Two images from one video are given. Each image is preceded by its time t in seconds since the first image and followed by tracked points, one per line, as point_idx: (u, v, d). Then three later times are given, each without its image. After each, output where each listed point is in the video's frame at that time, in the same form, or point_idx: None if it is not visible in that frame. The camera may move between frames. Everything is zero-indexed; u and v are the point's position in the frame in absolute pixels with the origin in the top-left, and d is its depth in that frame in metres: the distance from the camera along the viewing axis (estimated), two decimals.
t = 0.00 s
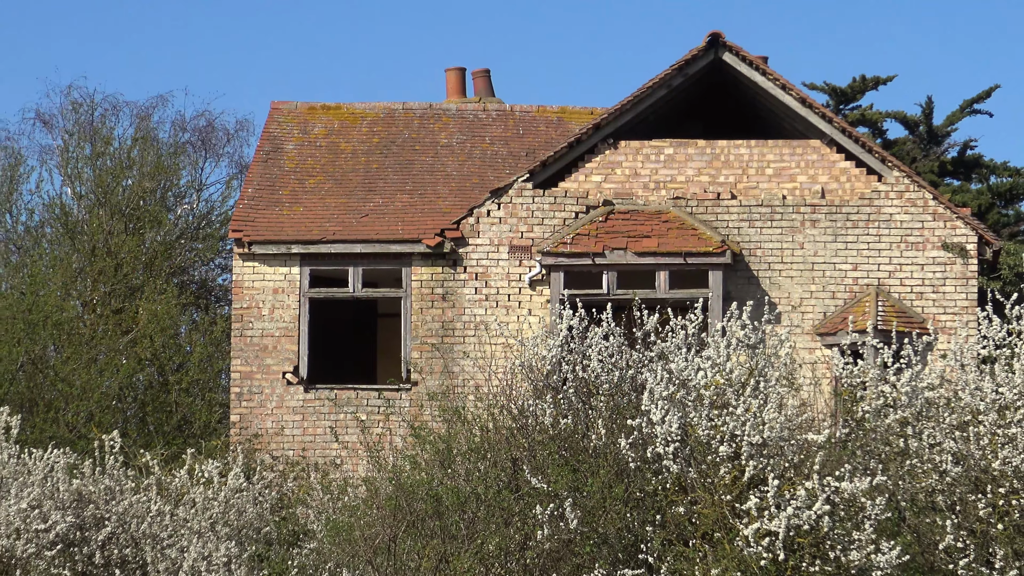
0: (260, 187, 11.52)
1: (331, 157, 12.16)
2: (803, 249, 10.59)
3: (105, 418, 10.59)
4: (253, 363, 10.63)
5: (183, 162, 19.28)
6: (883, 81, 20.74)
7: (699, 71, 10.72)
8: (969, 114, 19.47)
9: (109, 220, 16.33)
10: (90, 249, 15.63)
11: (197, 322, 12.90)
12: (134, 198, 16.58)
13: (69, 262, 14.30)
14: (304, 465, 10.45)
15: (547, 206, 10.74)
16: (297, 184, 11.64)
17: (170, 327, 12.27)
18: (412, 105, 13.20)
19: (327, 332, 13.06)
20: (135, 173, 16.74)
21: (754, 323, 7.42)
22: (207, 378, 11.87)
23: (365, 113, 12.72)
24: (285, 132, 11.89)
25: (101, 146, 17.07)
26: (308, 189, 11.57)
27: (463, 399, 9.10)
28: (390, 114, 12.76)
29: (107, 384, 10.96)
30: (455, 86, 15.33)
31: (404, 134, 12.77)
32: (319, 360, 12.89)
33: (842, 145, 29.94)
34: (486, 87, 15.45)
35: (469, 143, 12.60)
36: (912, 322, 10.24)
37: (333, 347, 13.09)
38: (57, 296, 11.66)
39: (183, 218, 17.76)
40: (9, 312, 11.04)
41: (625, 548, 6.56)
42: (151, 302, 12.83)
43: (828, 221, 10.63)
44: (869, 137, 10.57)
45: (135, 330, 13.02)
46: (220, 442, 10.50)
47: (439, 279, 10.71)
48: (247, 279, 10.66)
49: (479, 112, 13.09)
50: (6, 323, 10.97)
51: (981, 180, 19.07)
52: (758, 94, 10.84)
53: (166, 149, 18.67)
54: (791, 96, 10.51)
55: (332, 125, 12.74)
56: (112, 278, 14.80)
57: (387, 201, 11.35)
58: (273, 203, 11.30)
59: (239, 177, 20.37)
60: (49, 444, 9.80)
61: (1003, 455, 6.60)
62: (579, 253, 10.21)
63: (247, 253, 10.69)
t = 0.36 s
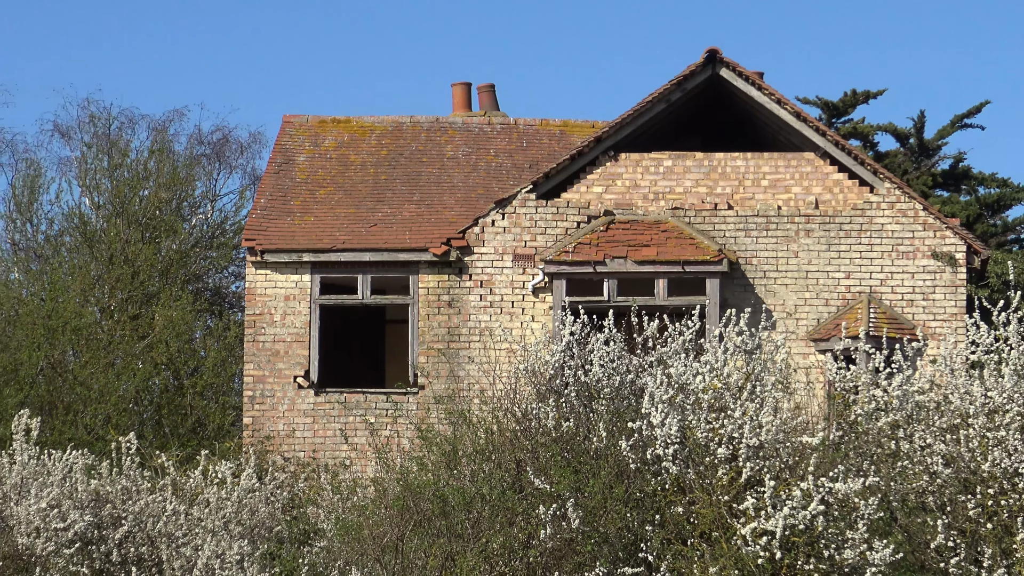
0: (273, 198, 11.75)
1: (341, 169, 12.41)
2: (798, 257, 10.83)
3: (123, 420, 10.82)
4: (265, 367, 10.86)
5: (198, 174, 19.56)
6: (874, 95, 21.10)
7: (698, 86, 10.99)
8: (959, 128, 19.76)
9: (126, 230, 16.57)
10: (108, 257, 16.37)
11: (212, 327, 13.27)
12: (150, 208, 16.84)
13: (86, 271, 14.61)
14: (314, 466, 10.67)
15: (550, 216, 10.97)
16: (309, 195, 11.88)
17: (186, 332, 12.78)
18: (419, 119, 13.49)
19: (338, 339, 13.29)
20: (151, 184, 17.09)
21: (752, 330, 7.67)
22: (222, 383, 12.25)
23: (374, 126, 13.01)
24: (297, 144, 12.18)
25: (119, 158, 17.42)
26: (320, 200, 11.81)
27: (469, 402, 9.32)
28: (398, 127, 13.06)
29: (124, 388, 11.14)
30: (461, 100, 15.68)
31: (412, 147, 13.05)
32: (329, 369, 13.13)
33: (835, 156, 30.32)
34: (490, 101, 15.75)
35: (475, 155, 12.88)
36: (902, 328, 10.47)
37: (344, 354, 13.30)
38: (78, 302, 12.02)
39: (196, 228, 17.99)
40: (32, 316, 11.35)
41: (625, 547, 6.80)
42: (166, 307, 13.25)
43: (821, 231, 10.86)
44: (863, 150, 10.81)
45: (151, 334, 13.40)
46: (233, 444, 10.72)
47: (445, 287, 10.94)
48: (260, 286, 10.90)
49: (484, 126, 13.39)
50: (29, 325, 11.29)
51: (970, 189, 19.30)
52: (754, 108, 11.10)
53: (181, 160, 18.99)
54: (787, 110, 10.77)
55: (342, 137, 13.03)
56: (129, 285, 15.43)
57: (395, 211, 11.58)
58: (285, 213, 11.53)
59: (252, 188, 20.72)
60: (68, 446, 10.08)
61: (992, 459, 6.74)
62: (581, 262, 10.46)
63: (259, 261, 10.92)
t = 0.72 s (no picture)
0: (285, 203, 11.99)
1: (351, 174, 12.66)
2: (793, 259, 11.05)
3: (140, 418, 11.24)
4: (278, 366, 11.10)
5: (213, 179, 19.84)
6: (866, 102, 21.48)
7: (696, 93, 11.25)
8: (948, 133, 20.29)
9: (142, 233, 17.02)
10: (125, 260, 16.58)
11: (226, 327, 13.34)
12: (165, 212, 17.26)
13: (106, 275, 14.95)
14: (325, 462, 10.90)
15: (553, 220, 11.21)
16: (319, 199, 12.12)
17: (201, 332, 12.70)
18: (426, 125, 13.76)
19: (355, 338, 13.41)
20: (167, 189, 17.53)
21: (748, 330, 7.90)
22: (236, 381, 12.44)
23: (383, 132, 13.28)
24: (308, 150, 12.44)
25: (135, 164, 17.86)
26: (330, 204, 12.05)
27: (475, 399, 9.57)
28: (406, 133, 13.33)
29: (141, 386, 11.50)
30: (469, 109, 15.96)
31: (419, 152, 13.31)
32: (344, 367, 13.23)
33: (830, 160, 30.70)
34: (496, 109, 16.00)
35: (480, 160, 13.14)
36: (894, 327, 10.67)
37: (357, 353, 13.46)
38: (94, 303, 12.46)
39: (211, 231, 18.53)
40: (51, 318, 11.92)
41: (626, 539, 7.03)
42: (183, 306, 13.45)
43: (816, 233, 11.08)
44: (856, 155, 11.06)
45: (166, 334, 13.01)
46: (247, 440, 10.96)
47: (452, 288, 11.17)
48: (272, 288, 11.13)
49: (489, 132, 13.68)
50: (48, 327, 11.87)
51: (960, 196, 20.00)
52: (751, 114, 11.36)
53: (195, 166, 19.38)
54: (782, 116, 11.02)
55: (352, 143, 13.30)
56: (145, 287, 15.13)
57: (403, 215, 11.81)
58: (297, 217, 11.78)
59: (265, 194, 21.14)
60: (86, 443, 10.57)
61: (982, 453, 6.98)
62: (583, 264, 10.69)
63: (272, 264, 11.15)
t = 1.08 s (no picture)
0: (294, 205, 12.24)
1: (358, 177, 12.91)
2: (787, 259, 11.28)
3: (154, 413, 11.60)
4: (288, 363, 11.31)
5: (225, 182, 20.09)
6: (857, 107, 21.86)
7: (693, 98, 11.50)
8: (936, 135, 20.75)
9: (156, 235, 17.27)
10: (140, 260, 16.88)
11: (238, 324, 13.84)
12: (179, 215, 17.57)
13: (121, 275, 15.26)
14: (335, 456, 11.13)
15: (554, 221, 11.43)
16: (328, 202, 12.37)
17: (213, 331, 13.34)
18: (431, 130, 14.03)
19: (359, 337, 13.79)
20: (180, 192, 17.80)
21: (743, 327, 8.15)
22: (247, 378, 12.83)
23: (389, 136, 13.56)
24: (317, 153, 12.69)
25: (149, 167, 17.97)
26: (338, 207, 12.30)
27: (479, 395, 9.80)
28: (412, 137, 13.60)
29: (155, 383, 11.90)
30: (473, 113, 16.22)
31: (424, 156, 13.59)
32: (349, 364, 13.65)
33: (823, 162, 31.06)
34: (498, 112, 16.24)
35: (483, 163, 13.41)
36: (886, 325, 10.86)
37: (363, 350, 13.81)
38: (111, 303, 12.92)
39: (223, 232, 18.79)
40: (68, 317, 12.25)
41: (626, 530, 7.24)
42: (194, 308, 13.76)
43: (810, 233, 11.31)
44: (848, 157, 11.33)
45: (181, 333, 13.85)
46: (258, 435, 11.19)
47: (456, 287, 11.40)
48: (282, 287, 11.35)
49: (492, 136, 13.93)
50: (65, 325, 12.23)
51: (948, 196, 20.43)
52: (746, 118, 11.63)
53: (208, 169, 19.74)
54: (777, 120, 11.28)
55: (359, 147, 13.57)
56: (159, 286, 15.75)
57: (410, 216, 12.05)
58: (305, 219, 12.02)
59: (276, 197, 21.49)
60: (103, 439, 10.86)
61: (970, 445, 7.20)
62: (584, 263, 10.92)
63: (282, 264, 11.37)
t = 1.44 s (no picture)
0: (304, 207, 12.50)
1: (365, 180, 13.20)
2: (780, 259, 11.54)
3: (168, 409, 12.15)
4: (298, 360, 11.60)
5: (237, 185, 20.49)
6: (848, 110, 22.22)
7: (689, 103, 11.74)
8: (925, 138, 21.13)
9: (170, 236, 17.82)
10: (154, 260, 17.17)
11: (250, 323, 14.42)
12: (192, 216, 18.14)
13: (137, 275, 15.74)
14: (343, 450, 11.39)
15: (555, 222, 11.70)
16: (336, 204, 12.63)
17: (225, 329, 13.74)
18: (436, 135, 14.32)
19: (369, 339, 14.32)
20: (194, 195, 18.35)
21: (739, 325, 8.42)
22: (259, 374, 13.12)
23: (396, 140, 13.83)
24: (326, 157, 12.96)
25: (164, 171, 18.60)
26: (346, 208, 12.56)
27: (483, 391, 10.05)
28: (418, 141, 13.88)
29: (170, 379, 12.49)
30: (477, 117, 16.51)
31: (429, 160, 13.87)
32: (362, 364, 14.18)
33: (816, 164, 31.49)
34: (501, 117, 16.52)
35: (487, 166, 13.68)
36: (875, 322, 11.15)
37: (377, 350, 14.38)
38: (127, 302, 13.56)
39: (235, 233, 19.14)
40: (86, 317, 12.97)
41: (626, 521, 7.51)
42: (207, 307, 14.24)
43: (802, 234, 11.57)
44: (839, 160, 11.60)
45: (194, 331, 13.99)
46: (269, 430, 11.46)
47: (460, 286, 11.65)
48: (292, 286, 11.61)
49: (496, 140, 14.21)
50: (83, 324, 12.96)
51: (937, 198, 20.81)
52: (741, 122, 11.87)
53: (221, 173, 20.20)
54: (770, 124, 11.52)
55: (366, 152, 13.85)
56: (174, 286, 16.31)
57: (415, 218, 12.32)
58: (315, 220, 12.30)
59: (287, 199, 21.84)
60: (119, 432, 11.40)
61: (957, 438, 7.46)
62: (584, 263, 11.16)
63: (292, 264, 11.63)
